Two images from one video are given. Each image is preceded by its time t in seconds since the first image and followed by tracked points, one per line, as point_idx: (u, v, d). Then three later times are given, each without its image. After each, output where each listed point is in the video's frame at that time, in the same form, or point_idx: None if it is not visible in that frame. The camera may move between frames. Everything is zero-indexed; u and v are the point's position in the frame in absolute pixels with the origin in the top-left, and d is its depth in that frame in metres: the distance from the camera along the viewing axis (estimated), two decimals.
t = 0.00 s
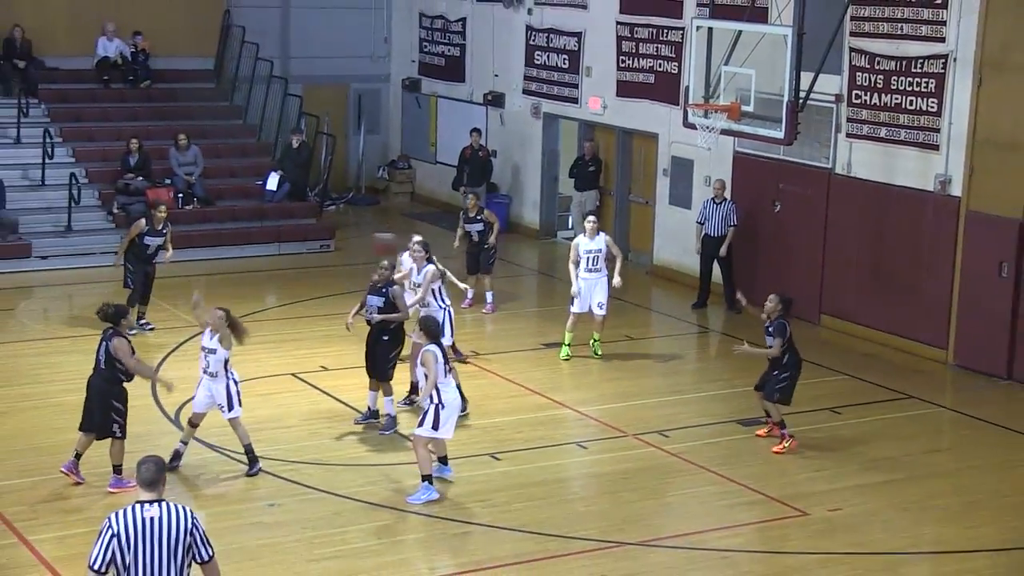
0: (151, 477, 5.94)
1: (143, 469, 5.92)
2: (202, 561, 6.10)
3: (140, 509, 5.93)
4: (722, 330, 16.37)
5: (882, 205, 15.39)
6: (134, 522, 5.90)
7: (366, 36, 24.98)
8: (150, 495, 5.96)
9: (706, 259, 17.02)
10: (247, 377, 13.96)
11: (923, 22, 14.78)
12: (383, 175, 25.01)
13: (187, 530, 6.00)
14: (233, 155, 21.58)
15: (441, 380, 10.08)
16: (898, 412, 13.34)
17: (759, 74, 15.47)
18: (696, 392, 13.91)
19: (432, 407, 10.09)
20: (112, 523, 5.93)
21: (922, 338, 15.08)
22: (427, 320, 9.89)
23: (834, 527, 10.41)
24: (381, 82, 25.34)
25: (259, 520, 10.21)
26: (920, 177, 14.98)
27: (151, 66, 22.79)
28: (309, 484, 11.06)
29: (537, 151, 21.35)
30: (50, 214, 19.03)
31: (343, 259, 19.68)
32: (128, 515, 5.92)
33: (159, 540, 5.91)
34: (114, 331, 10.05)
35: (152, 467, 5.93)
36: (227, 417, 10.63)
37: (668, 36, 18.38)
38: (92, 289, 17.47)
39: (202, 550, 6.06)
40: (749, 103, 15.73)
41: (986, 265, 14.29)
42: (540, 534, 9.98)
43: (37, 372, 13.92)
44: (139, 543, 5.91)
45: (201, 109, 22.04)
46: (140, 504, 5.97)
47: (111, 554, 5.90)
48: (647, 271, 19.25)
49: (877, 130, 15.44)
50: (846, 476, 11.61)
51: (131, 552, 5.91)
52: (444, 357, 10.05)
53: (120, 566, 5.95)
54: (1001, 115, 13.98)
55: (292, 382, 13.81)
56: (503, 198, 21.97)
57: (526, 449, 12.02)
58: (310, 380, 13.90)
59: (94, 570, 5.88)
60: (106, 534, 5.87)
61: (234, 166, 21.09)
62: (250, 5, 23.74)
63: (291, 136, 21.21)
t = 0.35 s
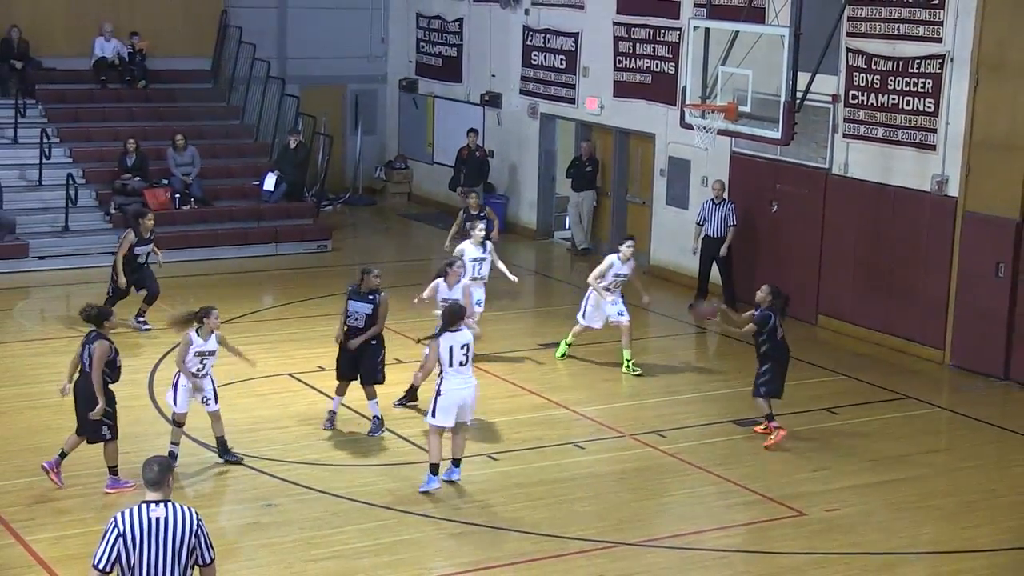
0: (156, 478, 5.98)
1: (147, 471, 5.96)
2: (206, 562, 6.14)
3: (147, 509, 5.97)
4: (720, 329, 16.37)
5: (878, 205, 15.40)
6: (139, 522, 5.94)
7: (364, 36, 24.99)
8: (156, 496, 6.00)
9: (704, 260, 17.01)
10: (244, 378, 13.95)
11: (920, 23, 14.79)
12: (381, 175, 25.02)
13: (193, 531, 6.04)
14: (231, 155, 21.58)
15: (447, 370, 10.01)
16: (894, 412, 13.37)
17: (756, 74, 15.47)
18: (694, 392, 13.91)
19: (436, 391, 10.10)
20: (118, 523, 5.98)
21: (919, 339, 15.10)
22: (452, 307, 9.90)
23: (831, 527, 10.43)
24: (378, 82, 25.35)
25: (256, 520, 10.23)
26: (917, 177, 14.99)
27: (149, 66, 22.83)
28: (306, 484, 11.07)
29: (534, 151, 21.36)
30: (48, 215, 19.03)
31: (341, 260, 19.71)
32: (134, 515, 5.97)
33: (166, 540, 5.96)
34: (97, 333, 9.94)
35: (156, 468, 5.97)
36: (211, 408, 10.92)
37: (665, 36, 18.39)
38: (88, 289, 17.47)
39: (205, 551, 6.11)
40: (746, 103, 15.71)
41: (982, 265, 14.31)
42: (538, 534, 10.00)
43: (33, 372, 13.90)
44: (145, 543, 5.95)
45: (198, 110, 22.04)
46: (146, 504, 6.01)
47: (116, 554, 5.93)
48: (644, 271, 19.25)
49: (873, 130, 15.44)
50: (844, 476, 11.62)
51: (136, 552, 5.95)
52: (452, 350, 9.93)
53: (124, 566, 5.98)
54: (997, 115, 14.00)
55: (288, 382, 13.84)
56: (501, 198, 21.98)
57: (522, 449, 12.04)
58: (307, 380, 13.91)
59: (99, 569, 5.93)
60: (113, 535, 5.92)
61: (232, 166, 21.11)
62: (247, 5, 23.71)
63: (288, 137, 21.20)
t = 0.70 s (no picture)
0: (156, 482, 5.99)
1: (147, 474, 5.98)
2: (203, 569, 6.13)
3: (146, 514, 5.99)
4: (716, 332, 16.38)
5: (874, 207, 15.41)
6: (138, 526, 5.96)
7: (360, 40, 25.01)
8: (156, 499, 6.03)
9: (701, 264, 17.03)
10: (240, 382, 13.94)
11: (915, 26, 14.80)
12: (377, 179, 25.02)
13: (191, 536, 6.03)
14: (226, 158, 21.58)
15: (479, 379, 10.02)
16: (891, 415, 13.39)
17: (752, 77, 15.49)
18: (690, 396, 13.91)
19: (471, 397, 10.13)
20: (117, 526, 6.01)
21: (914, 341, 15.11)
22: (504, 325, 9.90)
23: (827, 530, 10.43)
24: (374, 85, 25.37)
25: (253, 523, 10.22)
26: (913, 179, 15.01)
27: (145, 70, 22.86)
28: (302, 488, 11.07)
29: (530, 154, 21.38)
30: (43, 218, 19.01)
31: (337, 263, 19.72)
32: (132, 520, 5.99)
33: (163, 545, 5.96)
34: (48, 339, 9.84)
35: (156, 471, 5.99)
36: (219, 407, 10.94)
37: (661, 40, 18.41)
38: (84, 293, 17.46)
39: (203, 557, 6.10)
40: (742, 106, 15.73)
41: (978, 268, 14.32)
42: (535, 537, 10.00)
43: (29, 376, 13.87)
44: (143, 547, 5.97)
45: (195, 113, 22.04)
46: (144, 509, 6.03)
47: (113, 557, 5.96)
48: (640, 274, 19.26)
49: (869, 134, 15.46)
50: (841, 480, 11.62)
51: (133, 555, 5.97)
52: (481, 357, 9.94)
53: (122, 569, 6.01)
54: (993, 118, 14.01)
55: (284, 385, 13.83)
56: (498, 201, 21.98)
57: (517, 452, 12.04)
58: (302, 384, 13.90)
59: (97, 572, 5.96)
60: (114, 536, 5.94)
61: (227, 170, 21.12)
62: (244, 9, 23.70)
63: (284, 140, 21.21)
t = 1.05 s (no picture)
0: (143, 503, 6.12)
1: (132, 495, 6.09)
2: None
3: (131, 536, 6.08)
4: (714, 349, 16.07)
5: (875, 222, 15.13)
6: (123, 549, 6.05)
7: (351, 51, 24.74)
8: (142, 521, 6.15)
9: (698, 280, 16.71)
10: (228, 400, 13.62)
11: (916, 37, 14.54)
12: (368, 193, 24.73)
13: (177, 560, 6.11)
14: (215, 172, 21.28)
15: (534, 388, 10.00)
16: (893, 433, 13.09)
17: (750, 89, 15.21)
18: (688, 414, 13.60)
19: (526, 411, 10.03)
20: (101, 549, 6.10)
21: (916, 358, 14.82)
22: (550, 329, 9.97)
23: (830, 552, 10.12)
24: (366, 98, 25.09)
25: (238, 545, 9.89)
26: (914, 194, 14.73)
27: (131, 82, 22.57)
28: (289, 509, 10.74)
29: (524, 167, 21.08)
30: (27, 234, 18.69)
31: (327, 279, 19.40)
32: (117, 542, 6.08)
33: (147, 568, 6.05)
34: None
35: (143, 493, 6.11)
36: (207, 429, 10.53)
37: (656, 51, 18.14)
38: (68, 309, 17.16)
39: None
40: (740, 119, 15.45)
41: (981, 284, 14.04)
42: (528, 560, 9.68)
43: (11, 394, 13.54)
44: (128, 569, 6.06)
45: (183, 126, 21.74)
46: (132, 531, 6.13)
47: None
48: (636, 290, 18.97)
49: (869, 147, 15.19)
50: (843, 500, 11.32)
51: None
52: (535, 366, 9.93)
53: None
54: (996, 131, 13.73)
55: (272, 405, 13.51)
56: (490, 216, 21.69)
57: (511, 472, 11.73)
58: (291, 402, 13.58)
59: None
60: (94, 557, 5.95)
61: (215, 184, 20.82)
62: (232, 20, 23.43)
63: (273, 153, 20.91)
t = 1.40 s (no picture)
0: (131, 522, 6.28)
1: (120, 515, 6.25)
2: None
3: (120, 555, 6.22)
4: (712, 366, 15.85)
5: (876, 238, 14.93)
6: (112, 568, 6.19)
7: (344, 64, 24.55)
8: (130, 541, 6.29)
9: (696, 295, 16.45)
10: (218, 418, 13.36)
11: (916, 49, 14.36)
12: (361, 208, 24.52)
13: None
14: (205, 185, 21.05)
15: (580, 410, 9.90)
16: (894, 451, 12.87)
17: (749, 101, 15.04)
18: (686, 431, 13.37)
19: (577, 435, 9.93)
20: (91, 568, 6.23)
21: (917, 376, 14.61)
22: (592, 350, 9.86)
23: (831, 571, 9.89)
24: (358, 111, 24.89)
25: (225, 565, 9.65)
26: (915, 208, 14.54)
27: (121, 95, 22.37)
28: (279, 527, 10.50)
29: (519, 181, 20.88)
30: (15, 249, 18.46)
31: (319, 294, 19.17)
32: (108, 561, 6.22)
33: None
34: None
35: (132, 511, 6.27)
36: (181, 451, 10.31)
37: (653, 64, 17.97)
38: (57, 324, 16.93)
39: None
40: (738, 132, 15.27)
41: (983, 301, 13.84)
42: None
43: None
44: None
45: (173, 139, 21.53)
46: (120, 551, 6.26)
47: None
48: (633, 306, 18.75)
49: (870, 160, 15.00)
50: (844, 518, 11.09)
51: None
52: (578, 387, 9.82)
53: None
54: (998, 144, 13.55)
55: (263, 422, 13.26)
56: (485, 231, 21.47)
57: (507, 490, 11.49)
58: (283, 420, 13.32)
59: None
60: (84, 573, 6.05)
61: (206, 198, 20.60)
62: (224, 32, 23.23)
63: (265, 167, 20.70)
